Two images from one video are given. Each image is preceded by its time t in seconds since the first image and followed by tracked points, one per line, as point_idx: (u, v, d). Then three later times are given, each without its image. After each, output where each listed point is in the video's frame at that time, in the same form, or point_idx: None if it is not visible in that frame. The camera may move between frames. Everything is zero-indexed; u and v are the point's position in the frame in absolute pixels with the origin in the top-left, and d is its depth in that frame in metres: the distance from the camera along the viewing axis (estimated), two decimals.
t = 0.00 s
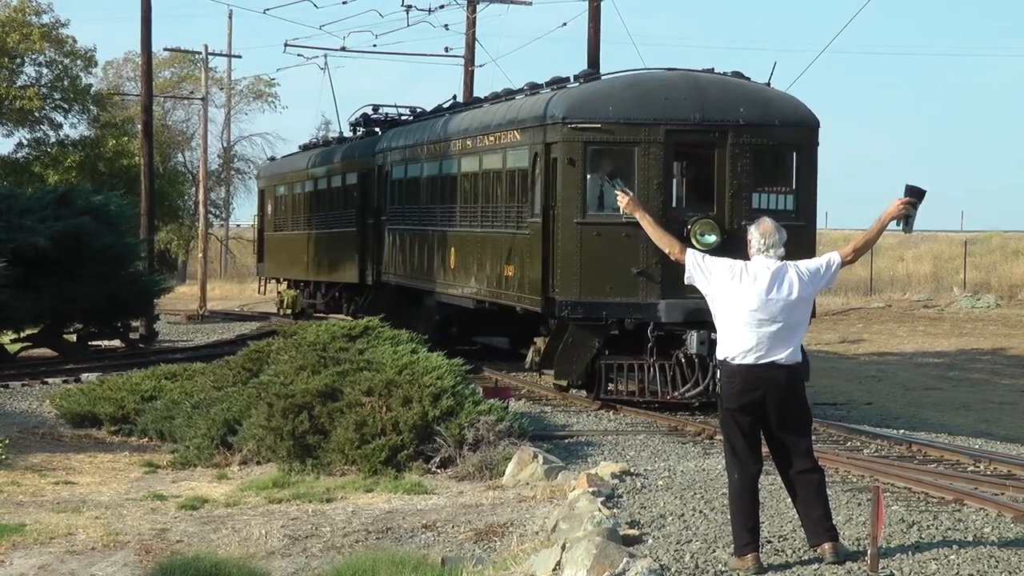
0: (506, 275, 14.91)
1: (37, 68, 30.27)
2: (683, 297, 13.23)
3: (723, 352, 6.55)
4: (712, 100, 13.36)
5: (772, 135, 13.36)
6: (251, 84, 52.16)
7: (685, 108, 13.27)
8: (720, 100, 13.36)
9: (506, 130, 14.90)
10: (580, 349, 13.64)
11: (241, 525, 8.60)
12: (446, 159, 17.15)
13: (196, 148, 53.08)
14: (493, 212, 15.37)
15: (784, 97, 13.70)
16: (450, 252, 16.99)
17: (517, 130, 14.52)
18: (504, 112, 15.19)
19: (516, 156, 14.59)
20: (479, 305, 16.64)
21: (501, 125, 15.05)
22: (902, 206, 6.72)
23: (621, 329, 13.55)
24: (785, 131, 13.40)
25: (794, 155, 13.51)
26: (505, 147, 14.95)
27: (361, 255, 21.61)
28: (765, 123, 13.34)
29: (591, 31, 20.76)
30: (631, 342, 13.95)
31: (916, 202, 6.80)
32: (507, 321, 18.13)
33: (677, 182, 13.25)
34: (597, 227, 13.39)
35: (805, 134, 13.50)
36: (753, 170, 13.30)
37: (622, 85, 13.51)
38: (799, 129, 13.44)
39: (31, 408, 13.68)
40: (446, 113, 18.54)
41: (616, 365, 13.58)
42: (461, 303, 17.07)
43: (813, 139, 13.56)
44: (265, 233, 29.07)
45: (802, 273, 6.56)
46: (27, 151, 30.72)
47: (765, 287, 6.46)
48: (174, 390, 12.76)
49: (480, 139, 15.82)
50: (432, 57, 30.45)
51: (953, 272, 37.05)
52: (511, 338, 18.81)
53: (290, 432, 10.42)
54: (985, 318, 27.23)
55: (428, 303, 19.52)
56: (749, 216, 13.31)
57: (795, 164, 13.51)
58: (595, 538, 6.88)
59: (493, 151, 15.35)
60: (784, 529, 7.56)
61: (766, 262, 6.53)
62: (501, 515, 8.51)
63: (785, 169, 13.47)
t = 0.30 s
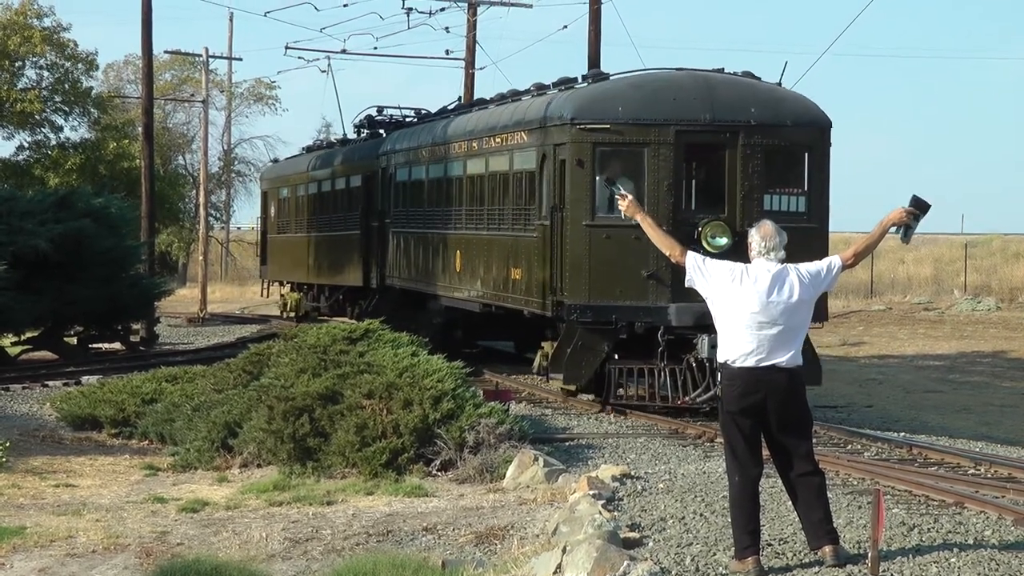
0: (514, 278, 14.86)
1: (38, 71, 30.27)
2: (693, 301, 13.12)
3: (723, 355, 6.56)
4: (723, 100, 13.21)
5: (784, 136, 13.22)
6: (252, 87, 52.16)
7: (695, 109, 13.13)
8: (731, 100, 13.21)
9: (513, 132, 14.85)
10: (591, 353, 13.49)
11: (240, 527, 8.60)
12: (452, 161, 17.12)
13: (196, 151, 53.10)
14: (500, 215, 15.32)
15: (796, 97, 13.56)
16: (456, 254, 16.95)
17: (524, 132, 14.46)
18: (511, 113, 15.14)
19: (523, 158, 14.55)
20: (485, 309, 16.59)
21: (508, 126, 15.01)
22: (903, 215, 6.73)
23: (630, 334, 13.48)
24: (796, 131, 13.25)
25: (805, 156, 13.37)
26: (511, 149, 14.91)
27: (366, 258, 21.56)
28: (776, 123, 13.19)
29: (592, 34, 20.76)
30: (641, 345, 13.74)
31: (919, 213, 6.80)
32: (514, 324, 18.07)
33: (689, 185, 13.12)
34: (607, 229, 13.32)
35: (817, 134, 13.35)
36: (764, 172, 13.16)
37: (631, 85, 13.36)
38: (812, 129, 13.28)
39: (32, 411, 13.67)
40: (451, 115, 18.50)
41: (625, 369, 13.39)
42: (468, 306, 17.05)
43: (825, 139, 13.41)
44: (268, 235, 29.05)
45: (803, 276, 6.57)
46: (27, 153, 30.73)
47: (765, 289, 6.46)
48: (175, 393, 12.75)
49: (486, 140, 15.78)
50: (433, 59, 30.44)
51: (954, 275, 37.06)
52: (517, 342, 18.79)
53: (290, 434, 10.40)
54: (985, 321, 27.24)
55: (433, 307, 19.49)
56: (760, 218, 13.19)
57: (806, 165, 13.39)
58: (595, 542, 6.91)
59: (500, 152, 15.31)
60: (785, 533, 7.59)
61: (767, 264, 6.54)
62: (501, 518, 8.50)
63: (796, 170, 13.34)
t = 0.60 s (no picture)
0: (520, 283, 14.83)
1: (38, 76, 30.29)
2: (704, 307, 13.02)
3: (723, 359, 6.56)
4: (734, 102, 13.13)
5: (795, 138, 13.12)
6: (252, 92, 52.20)
7: (705, 111, 13.06)
8: (742, 102, 13.13)
9: (519, 135, 14.83)
10: (600, 359, 13.37)
11: (240, 532, 8.60)
12: (456, 165, 17.11)
13: (196, 155, 53.14)
14: (507, 219, 15.29)
15: (807, 99, 13.46)
16: (460, 258, 16.92)
17: (531, 135, 14.43)
18: (517, 116, 15.12)
19: (531, 162, 14.50)
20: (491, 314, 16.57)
21: (514, 129, 14.99)
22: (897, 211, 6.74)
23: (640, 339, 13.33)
24: (807, 134, 13.16)
25: (817, 159, 13.26)
26: (518, 152, 14.88)
27: (369, 263, 21.53)
28: (787, 125, 13.11)
29: (592, 39, 20.78)
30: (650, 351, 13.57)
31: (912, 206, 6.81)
32: (520, 329, 18.01)
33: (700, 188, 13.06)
34: (616, 233, 13.19)
35: (829, 137, 13.25)
36: (775, 174, 13.06)
37: (639, 87, 13.29)
38: (824, 132, 13.18)
39: (31, 415, 13.68)
40: (455, 118, 18.49)
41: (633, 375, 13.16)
42: (472, 311, 17.02)
43: (837, 141, 13.30)
44: (270, 239, 29.04)
45: (803, 280, 6.57)
46: (27, 158, 30.73)
47: (764, 290, 6.47)
48: (174, 398, 12.76)
49: (492, 143, 15.78)
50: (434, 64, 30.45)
51: (953, 280, 37.07)
52: (521, 348, 18.78)
53: (290, 439, 10.39)
54: (985, 325, 27.25)
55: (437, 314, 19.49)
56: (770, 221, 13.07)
57: (818, 167, 13.27)
58: (595, 547, 6.95)
59: (506, 155, 15.29)
60: (785, 537, 7.62)
61: (767, 269, 6.54)
62: (501, 523, 8.50)
63: (808, 174, 13.22)
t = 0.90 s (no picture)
0: (527, 287, 14.80)
1: (38, 80, 30.30)
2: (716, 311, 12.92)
3: (723, 363, 6.56)
4: (745, 103, 13.03)
5: (807, 140, 13.00)
6: (252, 95, 52.21)
7: (716, 112, 12.95)
8: (753, 103, 13.02)
9: (526, 136, 14.80)
10: (610, 365, 13.22)
11: (240, 535, 8.60)
12: (462, 167, 17.09)
13: (196, 159, 53.17)
14: (513, 222, 15.27)
15: (819, 100, 13.34)
16: (466, 262, 16.90)
17: (539, 137, 14.40)
18: (524, 117, 15.10)
19: (539, 163, 14.44)
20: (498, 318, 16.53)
21: (521, 131, 14.97)
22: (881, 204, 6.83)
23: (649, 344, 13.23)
24: (820, 135, 13.04)
25: (830, 161, 13.14)
26: (524, 155, 14.86)
27: (373, 267, 21.49)
28: (799, 127, 12.99)
29: (592, 43, 20.77)
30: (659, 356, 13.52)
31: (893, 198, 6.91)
32: (527, 334, 17.97)
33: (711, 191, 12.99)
34: (625, 237, 13.16)
35: (842, 139, 13.13)
36: (787, 177, 12.95)
37: (649, 89, 13.24)
38: (836, 133, 13.07)
39: (31, 418, 13.68)
40: (461, 120, 18.47)
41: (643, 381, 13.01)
42: (477, 316, 16.99)
43: (849, 142, 13.18)
44: (273, 242, 29.01)
45: (803, 283, 6.57)
46: (27, 162, 30.69)
47: (763, 294, 6.47)
48: (174, 401, 12.76)
49: (498, 146, 15.76)
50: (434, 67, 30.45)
51: (953, 283, 37.05)
52: (526, 352, 18.76)
53: (290, 442, 10.39)
54: (985, 329, 27.25)
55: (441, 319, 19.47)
56: (782, 224, 12.95)
57: (831, 169, 13.16)
58: (594, 550, 6.96)
59: (513, 158, 15.25)
60: (785, 541, 7.63)
61: (767, 272, 6.54)
62: (501, 526, 8.50)
63: (819, 175, 13.11)
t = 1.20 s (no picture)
0: (534, 287, 14.80)
1: (37, 80, 30.32)
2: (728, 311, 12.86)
3: (723, 363, 6.57)
4: (757, 101, 12.94)
5: (819, 138, 12.92)
6: (251, 96, 52.20)
7: (728, 110, 12.85)
8: (765, 101, 12.93)
9: (534, 136, 14.78)
10: (618, 366, 13.13)
11: (240, 536, 8.60)
12: (467, 167, 17.06)
13: (196, 160, 53.19)
14: (520, 223, 15.25)
15: (831, 98, 13.26)
16: (471, 263, 16.88)
17: (547, 135, 14.34)
18: (531, 116, 15.07)
19: (547, 163, 14.37)
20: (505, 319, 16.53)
21: (528, 130, 14.94)
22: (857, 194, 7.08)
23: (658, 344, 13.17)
24: (832, 134, 12.95)
25: (842, 159, 13.06)
26: (532, 154, 14.83)
27: (377, 269, 21.46)
28: (811, 124, 12.90)
29: (592, 43, 20.76)
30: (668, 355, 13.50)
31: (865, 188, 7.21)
32: (532, 334, 17.94)
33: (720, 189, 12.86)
34: (635, 235, 13.04)
35: (855, 138, 13.03)
36: (799, 176, 12.87)
37: (659, 85, 13.13)
38: (848, 131, 12.97)
39: (31, 418, 13.68)
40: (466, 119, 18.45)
41: (652, 383, 12.98)
42: (483, 316, 16.98)
43: (863, 140, 13.08)
44: (275, 242, 28.99)
45: (803, 281, 6.57)
46: (27, 162, 30.68)
47: (763, 293, 6.46)
48: (174, 402, 12.76)
49: (505, 144, 15.74)
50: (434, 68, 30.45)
51: (952, 283, 37.01)
52: (531, 353, 18.74)
53: (290, 442, 10.39)
54: (985, 329, 27.23)
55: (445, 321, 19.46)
56: (793, 224, 12.89)
57: (843, 167, 13.07)
58: (594, 550, 6.97)
59: (520, 156, 15.24)
60: (784, 541, 7.64)
61: (767, 273, 6.53)
62: (501, 526, 8.50)
63: (831, 174, 13.03)
